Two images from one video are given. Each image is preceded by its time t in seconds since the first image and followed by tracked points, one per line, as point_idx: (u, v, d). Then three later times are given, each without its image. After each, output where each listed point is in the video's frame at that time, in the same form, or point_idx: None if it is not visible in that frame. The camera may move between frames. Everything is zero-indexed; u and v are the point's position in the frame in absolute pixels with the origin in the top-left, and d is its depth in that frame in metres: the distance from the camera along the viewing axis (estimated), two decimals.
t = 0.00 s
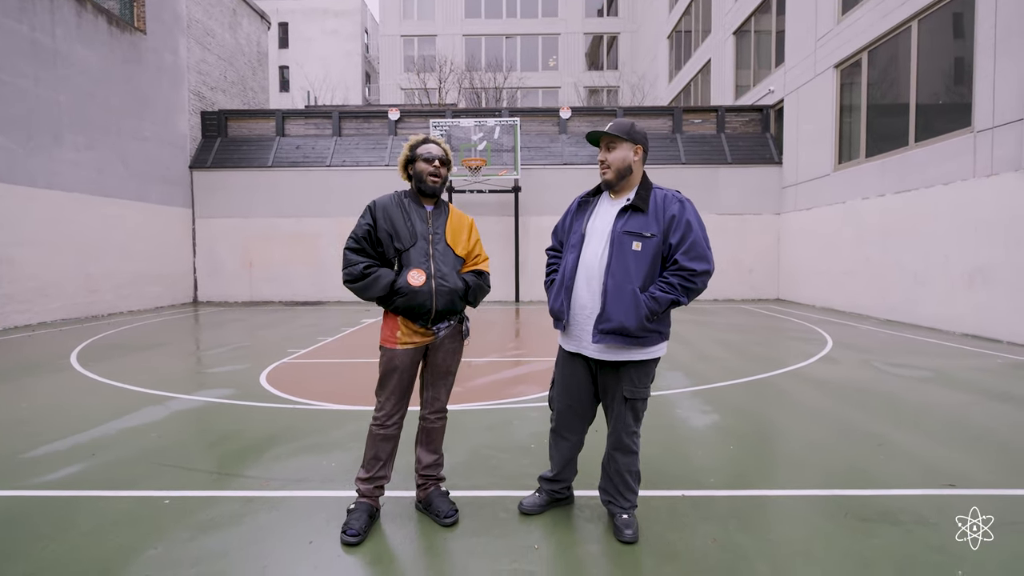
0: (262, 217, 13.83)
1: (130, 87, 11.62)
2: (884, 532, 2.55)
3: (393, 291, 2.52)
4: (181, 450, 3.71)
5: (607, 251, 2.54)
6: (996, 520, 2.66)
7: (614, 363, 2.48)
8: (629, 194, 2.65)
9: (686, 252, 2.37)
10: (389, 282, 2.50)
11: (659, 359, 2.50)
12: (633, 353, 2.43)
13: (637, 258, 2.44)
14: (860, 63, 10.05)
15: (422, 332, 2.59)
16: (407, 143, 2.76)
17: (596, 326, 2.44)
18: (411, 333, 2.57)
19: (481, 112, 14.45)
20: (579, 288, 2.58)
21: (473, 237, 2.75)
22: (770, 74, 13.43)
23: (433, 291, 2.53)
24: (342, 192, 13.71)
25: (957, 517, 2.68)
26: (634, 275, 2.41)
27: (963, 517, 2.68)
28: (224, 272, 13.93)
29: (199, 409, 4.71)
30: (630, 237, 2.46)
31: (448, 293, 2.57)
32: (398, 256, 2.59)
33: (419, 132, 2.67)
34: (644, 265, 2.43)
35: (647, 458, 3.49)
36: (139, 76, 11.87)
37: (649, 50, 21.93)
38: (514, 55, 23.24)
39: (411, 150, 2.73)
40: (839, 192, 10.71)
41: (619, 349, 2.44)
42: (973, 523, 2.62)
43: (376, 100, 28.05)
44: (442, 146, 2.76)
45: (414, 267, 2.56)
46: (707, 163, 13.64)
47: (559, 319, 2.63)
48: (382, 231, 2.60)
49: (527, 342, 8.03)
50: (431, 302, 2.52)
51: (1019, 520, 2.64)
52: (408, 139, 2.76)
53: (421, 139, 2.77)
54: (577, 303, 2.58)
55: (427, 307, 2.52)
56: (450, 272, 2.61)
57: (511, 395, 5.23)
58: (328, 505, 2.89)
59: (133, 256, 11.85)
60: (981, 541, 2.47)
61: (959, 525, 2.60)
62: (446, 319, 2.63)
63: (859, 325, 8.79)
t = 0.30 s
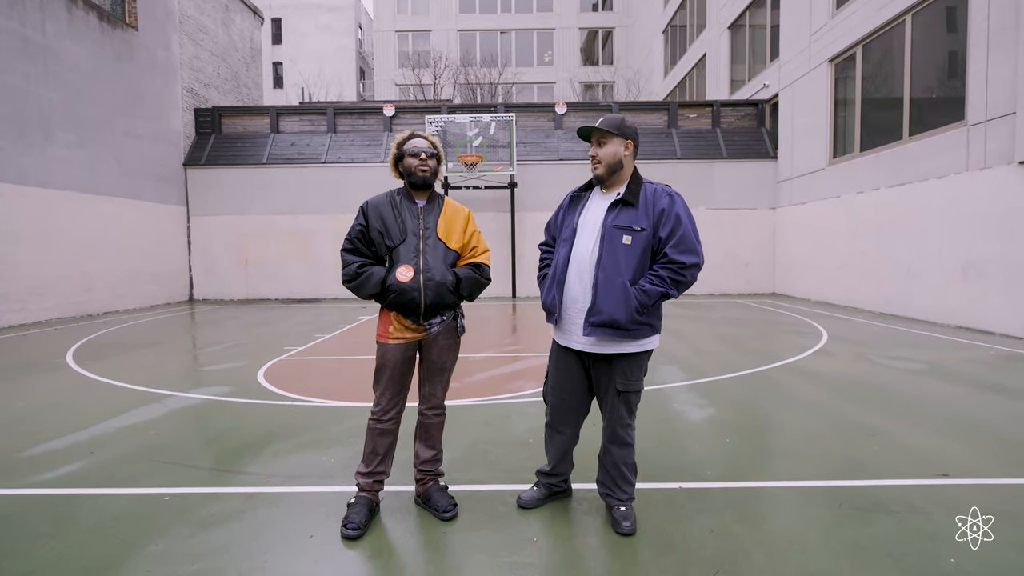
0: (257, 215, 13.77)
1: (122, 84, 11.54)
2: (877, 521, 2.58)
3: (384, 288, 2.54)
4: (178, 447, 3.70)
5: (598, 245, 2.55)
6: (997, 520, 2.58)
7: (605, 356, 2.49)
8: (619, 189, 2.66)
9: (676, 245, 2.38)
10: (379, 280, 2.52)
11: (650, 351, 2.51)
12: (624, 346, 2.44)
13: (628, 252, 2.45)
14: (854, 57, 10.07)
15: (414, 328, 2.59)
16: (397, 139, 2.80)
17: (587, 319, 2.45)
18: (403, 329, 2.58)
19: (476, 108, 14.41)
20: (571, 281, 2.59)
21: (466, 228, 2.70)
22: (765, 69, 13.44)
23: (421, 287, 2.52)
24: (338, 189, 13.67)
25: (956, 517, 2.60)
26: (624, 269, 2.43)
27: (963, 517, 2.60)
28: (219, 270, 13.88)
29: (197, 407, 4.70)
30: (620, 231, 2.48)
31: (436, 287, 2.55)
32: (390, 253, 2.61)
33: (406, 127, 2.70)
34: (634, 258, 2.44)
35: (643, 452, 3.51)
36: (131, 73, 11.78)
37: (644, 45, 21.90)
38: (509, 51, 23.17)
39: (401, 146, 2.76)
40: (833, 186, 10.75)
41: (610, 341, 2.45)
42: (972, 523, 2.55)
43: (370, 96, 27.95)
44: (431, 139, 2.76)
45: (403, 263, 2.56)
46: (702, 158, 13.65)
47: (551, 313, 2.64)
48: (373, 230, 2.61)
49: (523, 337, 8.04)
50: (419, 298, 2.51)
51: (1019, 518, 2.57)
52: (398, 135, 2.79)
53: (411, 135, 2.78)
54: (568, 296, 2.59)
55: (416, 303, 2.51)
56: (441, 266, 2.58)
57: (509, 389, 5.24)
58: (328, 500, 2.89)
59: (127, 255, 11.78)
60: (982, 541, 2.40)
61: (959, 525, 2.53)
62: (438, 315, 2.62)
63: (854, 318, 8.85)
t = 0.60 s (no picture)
0: (255, 214, 13.75)
1: (120, 84, 11.52)
2: (874, 520, 2.59)
3: (376, 292, 2.54)
4: (177, 448, 3.70)
5: (592, 245, 2.55)
6: (996, 520, 2.59)
7: (600, 355, 2.49)
8: (612, 189, 2.66)
9: (669, 245, 2.40)
10: (370, 285, 2.53)
11: (644, 351, 2.52)
12: (618, 345, 2.45)
13: (621, 252, 2.46)
14: (852, 58, 10.09)
15: (405, 329, 2.59)
16: (377, 140, 2.82)
17: (581, 319, 2.45)
18: (393, 329, 2.58)
19: (474, 108, 14.41)
20: (565, 281, 2.59)
21: (454, 225, 2.70)
22: (763, 69, 13.47)
23: (412, 289, 2.52)
24: (336, 188, 13.66)
25: (956, 517, 2.60)
26: (618, 269, 2.44)
27: (964, 517, 2.61)
28: (217, 270, 13.85)
29: (195, 406, 4.69)
30: (613, 231, 2.48)
31: (427, 288, 2.55)
32: (380, 258, 2.61)
33: (386, 126, 2.73)
34: (628, 258, 2.45)
35: (641, 452, 3.51)
36: (129, 72, 11.77)
37: (642, 45, 21.92)
38: (507, 51, 23.17)
39: (381, 146, 2.78)
40: (831, 187, 10.78)
41: (604, 341, 2.45)
42: (972, 524, 2.55)
43: (369, 96, 27.92)
44: (410, 137, 2.78)
45: (393, 267, 2.56)
46: (701, 158, 13.67)
47: (545, 314, 2.63)
48: (362, 235, 2.62)
49: (522, 337, 8.05)
50: (411, 300, 2.51)
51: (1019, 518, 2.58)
52: (378, 136, 2.82)
53: (391, 134, 2.79)
54: (563, 297, 2.59)
55: (408, 306, 2.51)
56: (430, 266, 2.58)
57: (508, 390, 5.24)
58: (327, 499, 2.89)
59: (125, 254, 11.76)
60: (981, 541, 2.40)
61: (959, 525, 2.53)
62: (430, 315, 2.61)
63: (852, 319, 8.87)
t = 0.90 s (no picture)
0: (257, 215, 13.78)
1: (124, 84, 11.56)
2: (873, 523, 2.59)
3: (359, 293, 2.53)
4: (177, 447, 3.70)
5: (588, 247, 2.55)
6: (996, 521, 2.62)
7: (598, 357, 2.49)
8: (608, 191, 2.67)
9: (665, 246, 2.41)
10: (354, 285, 2.51)
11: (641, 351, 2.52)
12: (616, 346, 2.45)
13: (618, 253, 2.46)
14: (854, 61, 10.09)
15: (391, 330, 2.59)
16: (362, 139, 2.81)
17: (579, 321, 2.45)
18: (380, 331, 2.58)
19: (476, 110, 14.42)
20: (562, 283, 2.59)
21: (439, 225, 2.70)
22: (766, 72, 13.48)
23: (397, 289, 2.52)
24: (338, 189, 13.68)
25: (957, 517, 2.64)
26: (615, 270, 2.44)
27: (964, 517, 2.64)
28: (219, 270, 13.88)
29: (196, 406, 4.70)
30: (610, 233, 2.48)
31: (412, 288, 2.55)
32: (364, 257, 2.59)
33: (372, 125, 2.72)
34: (625, 259, 2.45)
35: (641, 454, 3.51)
36: (133, 73, 11.81)
37: (645, 48, 21.93)
38: (510, 53, 23.21)
39: (367, 144, 2.77)
40: (833, 190, 10.77)
41: (603, 342, 2.45)
42: (973, 523, 2.59)
43: (371, 97, 27.97)
44: (397, 136, 2.77)
45: (378, 267, 2.55)
46: (702, 161, 13.67)
47: (542, 316, 2.62)
48: (346, 234, 2.60)
49: (523, 339, 8.06)
50: (396, 301, 2.51)
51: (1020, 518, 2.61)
52: (363, 134, 2.81)
53: (376, 134, 2.78)
54: (560, 299, 2.58)
55: (393, 306, 2.51)
56: (415, 266, 2.58)
57: (508, 391, 5.25)
58: (327, 500, 2.90)
59: (128, 254, 11.79)
60: (981, 541, 2.43)
61: (960, 525, 2.57)
62: (415, 316, 2.61)
63: (853, 322, 8.86)
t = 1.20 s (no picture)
0: (260, 214, 13.80)
1: (128, 84, 11.60)
2: (875, 525, 2.59)
3: (349, 296, 2.51)
4: (179, 446, 3.70)
5: (588, 247, 2.55)
6: (997, 521, 2.62)
7: (600, 357, 2.49)
8: (608, 192, 2.67)
9: (666, 246, 2.41)
10: (343, 288, 2.49)
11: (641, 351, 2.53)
12: (617, 346, 2.45)
13: (619, 254, 2.46)
14: (858, 62, 10.06)
15: (383, 332, 2.58)
16: (350, 137, 2.79)
17: (581, 321, 2.44)
18: (372, 333, 2.57)
19: (479, 110, 14.42)
20: (562, 283, 2.58)
21: (428, 225, 2.70)
22: (769, 73, 13.45)
23: (388, 292, 2.51)
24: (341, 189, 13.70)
25: (957, 517, 2.65)
26: (617, 270, 2.43)
27: (964, 517, 2.65)
28: (222, 269, 13.91)
29: (198, 405, 4.71)
30: (611, 233, 2.47)
31: (402, 290, 2.54)
32: (352, 259, 2.57)
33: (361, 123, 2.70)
34: (625, 259, 2.45)
35: (642, 455, 3.51)
36: (137, 72, 11.84)
37: (648, 48, 21.90)
38: (513, 54, 23.21)
39: (356, 142, 2.75)
40: (836, 191, 10.75)
41: (604, 342, 2.45)
42: (973, 524, 2.60)
43: (374, 97, 28.00)
44: (386, 136, 2.77)
45: (368, 269, 2.53)
46: (705, 162, 13.64)
47: (542, 317, 2.61)
48: (334, 235, 2.57)
49: (524, 339, 8.05)
50: (387, 304, 2.50)
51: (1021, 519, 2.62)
52: (351, 133, 2.79)
53: (364, 133, 2.76)
54: (561, 299, 2.57)
55: (384, 310, 2.50)
56: (405, 268, 2.57)
57: (509, 391, 5.25)
58: (329, 499, 2.90)
59: (131, 253, 11.81)
60: (982, 541, 2.44)
61: (960, 525, 2.58)
62: (406, 316, 2.61)
63: (855, 323, 8.85)
